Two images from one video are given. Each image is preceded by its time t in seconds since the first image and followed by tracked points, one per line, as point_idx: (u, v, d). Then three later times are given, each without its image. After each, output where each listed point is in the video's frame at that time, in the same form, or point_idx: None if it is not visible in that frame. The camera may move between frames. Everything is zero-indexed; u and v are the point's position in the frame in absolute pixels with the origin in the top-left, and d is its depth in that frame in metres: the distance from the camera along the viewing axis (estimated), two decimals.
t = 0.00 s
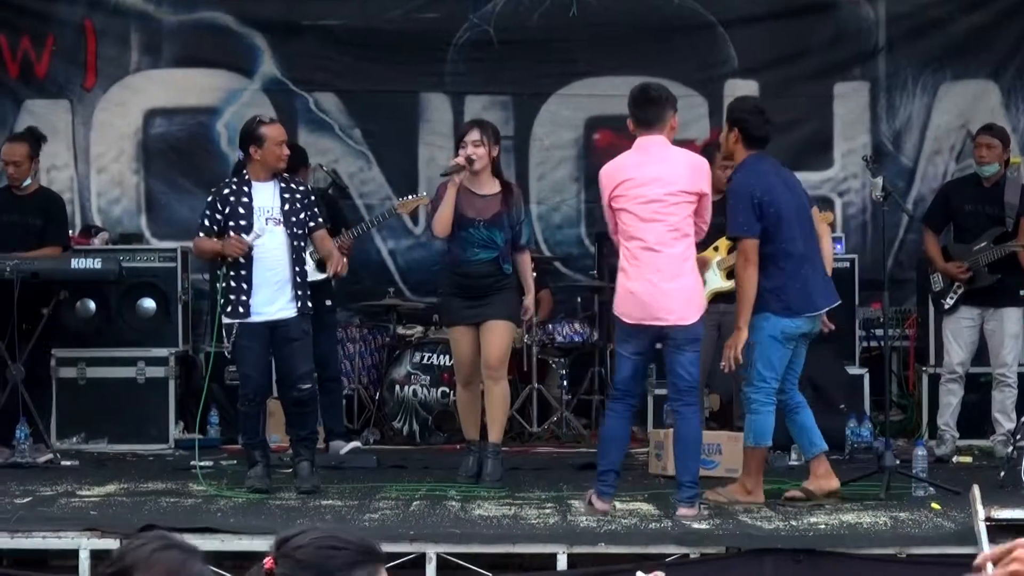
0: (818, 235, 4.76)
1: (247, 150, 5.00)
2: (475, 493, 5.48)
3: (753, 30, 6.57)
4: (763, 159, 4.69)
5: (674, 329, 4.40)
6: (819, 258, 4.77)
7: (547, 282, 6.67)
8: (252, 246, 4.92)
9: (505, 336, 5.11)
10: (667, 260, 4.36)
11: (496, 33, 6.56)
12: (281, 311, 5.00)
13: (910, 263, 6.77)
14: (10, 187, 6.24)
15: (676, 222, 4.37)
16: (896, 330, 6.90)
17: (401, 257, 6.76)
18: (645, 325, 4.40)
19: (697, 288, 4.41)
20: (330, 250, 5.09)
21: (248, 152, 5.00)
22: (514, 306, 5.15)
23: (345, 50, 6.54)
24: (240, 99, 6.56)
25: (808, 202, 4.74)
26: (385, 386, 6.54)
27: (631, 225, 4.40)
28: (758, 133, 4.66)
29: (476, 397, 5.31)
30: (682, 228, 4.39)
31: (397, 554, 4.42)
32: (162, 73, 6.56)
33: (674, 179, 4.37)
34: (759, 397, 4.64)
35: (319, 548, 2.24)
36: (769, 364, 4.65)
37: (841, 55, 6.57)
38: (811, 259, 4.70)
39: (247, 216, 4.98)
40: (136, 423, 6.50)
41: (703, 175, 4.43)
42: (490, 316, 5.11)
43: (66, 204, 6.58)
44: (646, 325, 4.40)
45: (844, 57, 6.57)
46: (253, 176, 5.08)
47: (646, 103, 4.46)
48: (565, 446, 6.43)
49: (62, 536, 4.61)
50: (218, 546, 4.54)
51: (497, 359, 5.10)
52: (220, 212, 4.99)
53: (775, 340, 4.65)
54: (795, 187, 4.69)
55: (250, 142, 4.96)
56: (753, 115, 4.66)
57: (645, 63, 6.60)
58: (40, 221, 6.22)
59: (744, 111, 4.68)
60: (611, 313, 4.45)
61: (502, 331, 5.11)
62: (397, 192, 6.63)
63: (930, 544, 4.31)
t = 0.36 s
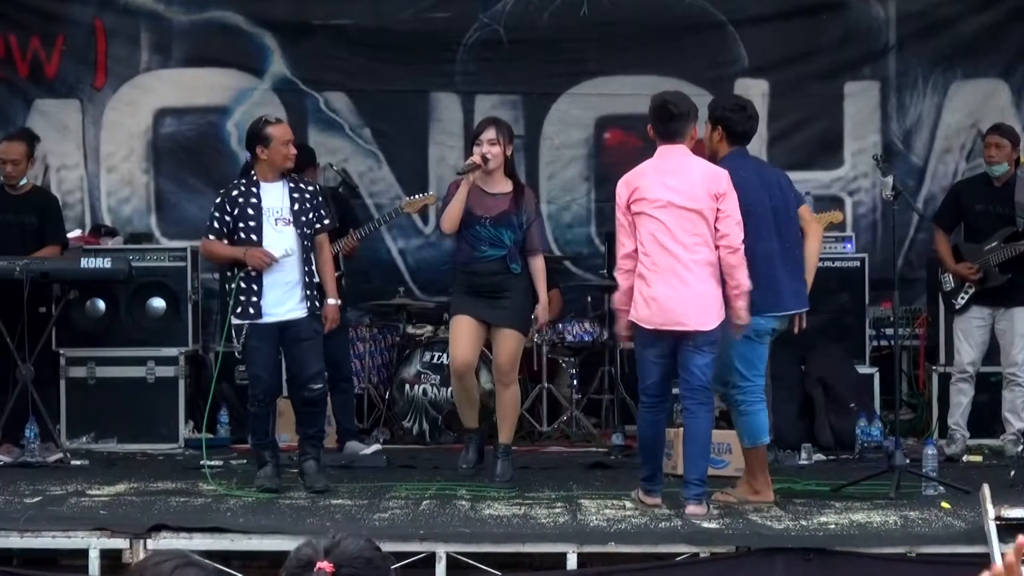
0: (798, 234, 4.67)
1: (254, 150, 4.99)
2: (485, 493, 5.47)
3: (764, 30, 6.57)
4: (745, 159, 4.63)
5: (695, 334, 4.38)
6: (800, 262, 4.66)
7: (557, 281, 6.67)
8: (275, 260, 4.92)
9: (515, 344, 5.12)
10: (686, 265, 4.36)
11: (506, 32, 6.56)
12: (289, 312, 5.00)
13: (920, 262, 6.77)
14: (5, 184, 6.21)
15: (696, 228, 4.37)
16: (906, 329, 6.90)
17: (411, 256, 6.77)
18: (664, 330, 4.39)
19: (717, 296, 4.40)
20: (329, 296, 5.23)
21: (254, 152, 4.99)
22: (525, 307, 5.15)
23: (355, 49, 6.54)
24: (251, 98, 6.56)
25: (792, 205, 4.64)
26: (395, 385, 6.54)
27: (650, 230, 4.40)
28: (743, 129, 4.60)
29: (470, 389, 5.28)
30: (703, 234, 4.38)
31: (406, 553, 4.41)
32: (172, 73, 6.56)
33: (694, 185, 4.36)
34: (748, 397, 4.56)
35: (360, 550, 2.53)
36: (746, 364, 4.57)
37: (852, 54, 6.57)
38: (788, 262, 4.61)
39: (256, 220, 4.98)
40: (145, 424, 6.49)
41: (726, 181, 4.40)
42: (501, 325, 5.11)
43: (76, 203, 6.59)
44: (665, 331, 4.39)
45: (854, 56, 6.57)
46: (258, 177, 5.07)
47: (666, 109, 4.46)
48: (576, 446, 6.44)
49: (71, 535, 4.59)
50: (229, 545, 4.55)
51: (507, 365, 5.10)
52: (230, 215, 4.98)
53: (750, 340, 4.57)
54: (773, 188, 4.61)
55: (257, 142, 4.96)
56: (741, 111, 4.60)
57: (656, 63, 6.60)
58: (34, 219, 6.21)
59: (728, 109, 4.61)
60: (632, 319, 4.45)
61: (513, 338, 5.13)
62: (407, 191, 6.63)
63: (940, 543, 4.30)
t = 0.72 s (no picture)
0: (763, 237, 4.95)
1: (277, 156, 5.36)
2: (489, 483, 5.83)
3: (754, 44, 6.93)
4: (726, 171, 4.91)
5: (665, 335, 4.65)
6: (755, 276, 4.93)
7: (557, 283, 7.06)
8: (309, 256, 5.29)
9: (502, 344, 5.27)
10: (662, 270, 4.63)
11: (510, 46, 6.91)
12: (314, 312, 5.37)
13: (902, 264, 7.13)
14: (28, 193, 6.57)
15: (674, 234, 4.65)
16: (888, 327, 7.28)
17: (419, 259, 7.16)
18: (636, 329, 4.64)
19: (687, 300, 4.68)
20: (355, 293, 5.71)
21: (278, 158, 5.35)
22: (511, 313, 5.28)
23: (366, 62, 6.90)
24: (267, 109, 6.92)
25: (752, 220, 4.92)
26: (404, 381, 6.90)
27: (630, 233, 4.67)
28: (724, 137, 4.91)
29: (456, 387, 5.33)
30: (680, 243, 4.67)
31: (415, 541, 4.75)
32: (192, 84, 6.91)
33: (678, 197, 4.65)
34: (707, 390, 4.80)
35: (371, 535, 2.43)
36: (700, 361, 4.85)
37: (837, 66, 6.93)
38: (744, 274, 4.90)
39: (284, 222, 5.33)
40: (166, 416, 6.86)
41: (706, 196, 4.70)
42: (490, 326, 5.25)
43: (101, 209, 6.94)
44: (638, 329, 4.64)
45: (839, 69, 6.93)
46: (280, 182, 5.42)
47: (654, 120, 4.75)
48: (575, 438, 6.81)
49: (98, 522, 4.93)
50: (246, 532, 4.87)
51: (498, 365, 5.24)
52: (258, 219, 5.32)
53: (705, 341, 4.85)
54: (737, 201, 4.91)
55: (280, 149, 5.33)
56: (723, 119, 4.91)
57: (652, 76, 6.95)
58: (55, 225, 6.57)
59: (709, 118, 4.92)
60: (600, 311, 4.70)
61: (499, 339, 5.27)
62: (415, 197, 6.98)
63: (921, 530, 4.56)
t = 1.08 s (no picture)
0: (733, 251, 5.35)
1: (298, 165, 5.80)
2: (492, 471, 6.29)
3: (742, 60, 7.38)
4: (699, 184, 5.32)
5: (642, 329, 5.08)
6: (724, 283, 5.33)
7: (558, 283, 7.61)
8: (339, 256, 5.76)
9: (488, 339, 5.61)
10: (638, 271, 5.07)
11: (512, 62, 7.36)
12: (336, 311, 5.82)
13: (880, 266, 7.58)
14: (59, 200, 6.95)
15: (654, 239, 5.08)
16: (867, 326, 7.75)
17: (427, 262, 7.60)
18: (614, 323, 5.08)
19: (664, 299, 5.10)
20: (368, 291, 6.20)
21: (300, 166, 5.80)
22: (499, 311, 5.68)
23: (377, 77, 7.35)
24: (284, 121, 7.37)
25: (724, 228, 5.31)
26: (413, 376, 7.36)
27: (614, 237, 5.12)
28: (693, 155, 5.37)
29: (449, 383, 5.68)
30: (658, 247, 5.10)
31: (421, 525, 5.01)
32: (214, 98, 7.36)
33: (655, 205, 5.08)
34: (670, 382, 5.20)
35: (365, 520, 2.71)
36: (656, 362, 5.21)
37: (820, 81, 7.38)
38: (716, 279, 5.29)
39: (309, 226, 5.78)
40: (190, 409, 7.29)
41: (685, 205, 5.10)
42: (476, 321, 5.60)
43: (128, 214, 7.40)
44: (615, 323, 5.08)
45: (822, 83, 7.38)
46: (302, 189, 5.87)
47: (636, 142, 5.20)
48: (573, 430, 7.22)
49: (123, 510, 5.01)
50: (264, 518, 5.04)
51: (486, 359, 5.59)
52: (286, 224, 5.77)
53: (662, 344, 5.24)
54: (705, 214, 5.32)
55: (302, 158, 5.78)
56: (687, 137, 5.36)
57: (645, 90, 7.44)
58: (82, 230, 6.96)
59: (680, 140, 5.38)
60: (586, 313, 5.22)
61: (485, 333, 5.61)
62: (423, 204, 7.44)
63: (898, 517, 4.81)
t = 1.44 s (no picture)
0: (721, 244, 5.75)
1: (307, 170, 6.24)
2: (496, 461, 6.65)
3: (730, 74, 7.87)
4: (685, 185, 5.74)
5: (632, 325, 5.53)
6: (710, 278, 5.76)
7: (558, 283, 8.06)
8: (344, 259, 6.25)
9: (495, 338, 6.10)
10: (622, 270, 5.54)
11: (514, 76, 7.88)
12: (338, 310, 6.32)
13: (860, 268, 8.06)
14: (88, 206, 7.36)
15: (638, 241, 5.54)
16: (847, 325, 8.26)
17: (434, 264, 8.04)
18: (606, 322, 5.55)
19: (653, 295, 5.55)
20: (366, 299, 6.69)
21: (308, 171, 6.23)
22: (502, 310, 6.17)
23: (388, 91, 7.89)
24: (300, 131, 7.94)
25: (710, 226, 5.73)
26: (420, 372, 7.85)
27: (602, 244, 5.58)
28: (678, 160, 5.75)
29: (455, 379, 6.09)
30: (642, 246, 5.55)
31: (430, 513, 5.22)
32: (234, 110, 7.92)
33: (635, 207, 5.54)
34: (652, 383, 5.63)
35: (364, 507, 2.69)
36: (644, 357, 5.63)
37: (804, 94, 7.87)
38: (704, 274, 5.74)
39: (316, 227, 6.21)
40: (211, 403, 7.76)
41: (664, 205, 5.53)
42: (483, 321, 6.07)
43: (153, 219, 7.95)
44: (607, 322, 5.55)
45: (806, 96, 7.88)
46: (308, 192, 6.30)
47: (612, 154, 5.69)
48: (571, 422, 7.70)
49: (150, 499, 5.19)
50: (281, 505, 5.24)
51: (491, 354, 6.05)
52: (297, 225, 6.19)
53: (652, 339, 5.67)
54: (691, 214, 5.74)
55: (312, 163, 6.21)
56: (676, 143, 5.73)
57: (639, 103, 7.96)
58: (110, 233, 7.41)
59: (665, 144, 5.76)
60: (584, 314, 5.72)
61: (493, 332, 6.10)
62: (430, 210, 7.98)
63: (878, 505, 5.09)
